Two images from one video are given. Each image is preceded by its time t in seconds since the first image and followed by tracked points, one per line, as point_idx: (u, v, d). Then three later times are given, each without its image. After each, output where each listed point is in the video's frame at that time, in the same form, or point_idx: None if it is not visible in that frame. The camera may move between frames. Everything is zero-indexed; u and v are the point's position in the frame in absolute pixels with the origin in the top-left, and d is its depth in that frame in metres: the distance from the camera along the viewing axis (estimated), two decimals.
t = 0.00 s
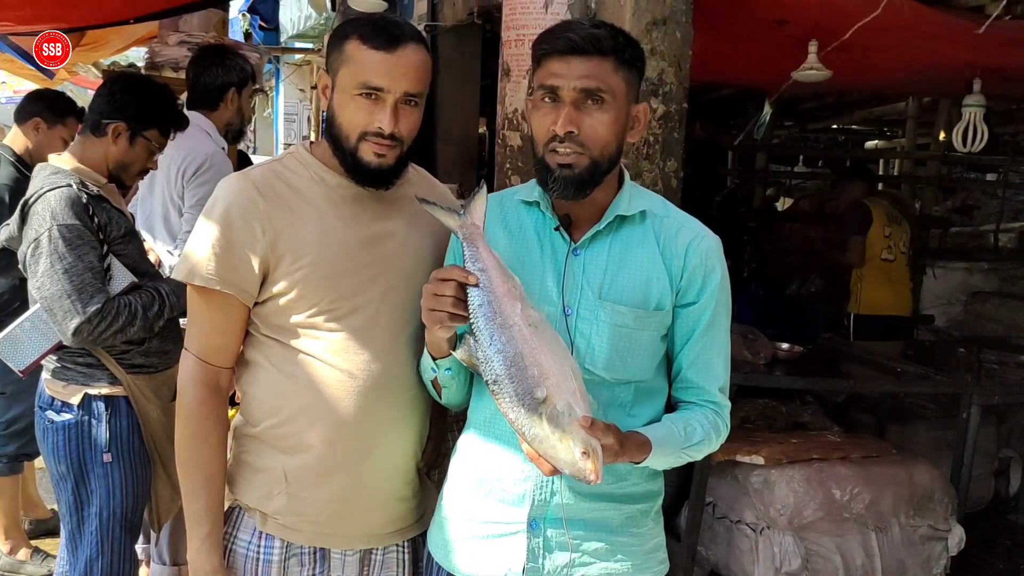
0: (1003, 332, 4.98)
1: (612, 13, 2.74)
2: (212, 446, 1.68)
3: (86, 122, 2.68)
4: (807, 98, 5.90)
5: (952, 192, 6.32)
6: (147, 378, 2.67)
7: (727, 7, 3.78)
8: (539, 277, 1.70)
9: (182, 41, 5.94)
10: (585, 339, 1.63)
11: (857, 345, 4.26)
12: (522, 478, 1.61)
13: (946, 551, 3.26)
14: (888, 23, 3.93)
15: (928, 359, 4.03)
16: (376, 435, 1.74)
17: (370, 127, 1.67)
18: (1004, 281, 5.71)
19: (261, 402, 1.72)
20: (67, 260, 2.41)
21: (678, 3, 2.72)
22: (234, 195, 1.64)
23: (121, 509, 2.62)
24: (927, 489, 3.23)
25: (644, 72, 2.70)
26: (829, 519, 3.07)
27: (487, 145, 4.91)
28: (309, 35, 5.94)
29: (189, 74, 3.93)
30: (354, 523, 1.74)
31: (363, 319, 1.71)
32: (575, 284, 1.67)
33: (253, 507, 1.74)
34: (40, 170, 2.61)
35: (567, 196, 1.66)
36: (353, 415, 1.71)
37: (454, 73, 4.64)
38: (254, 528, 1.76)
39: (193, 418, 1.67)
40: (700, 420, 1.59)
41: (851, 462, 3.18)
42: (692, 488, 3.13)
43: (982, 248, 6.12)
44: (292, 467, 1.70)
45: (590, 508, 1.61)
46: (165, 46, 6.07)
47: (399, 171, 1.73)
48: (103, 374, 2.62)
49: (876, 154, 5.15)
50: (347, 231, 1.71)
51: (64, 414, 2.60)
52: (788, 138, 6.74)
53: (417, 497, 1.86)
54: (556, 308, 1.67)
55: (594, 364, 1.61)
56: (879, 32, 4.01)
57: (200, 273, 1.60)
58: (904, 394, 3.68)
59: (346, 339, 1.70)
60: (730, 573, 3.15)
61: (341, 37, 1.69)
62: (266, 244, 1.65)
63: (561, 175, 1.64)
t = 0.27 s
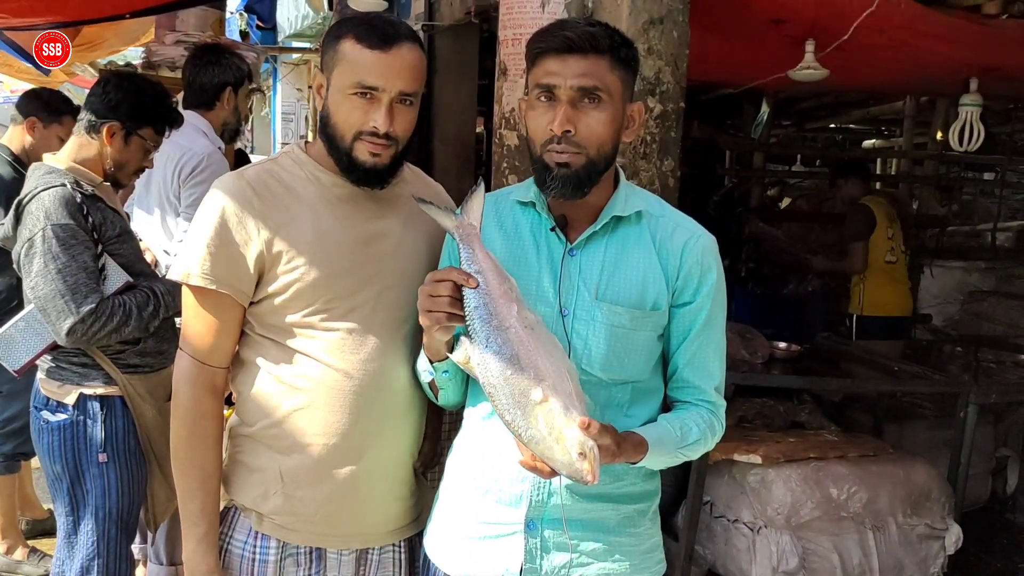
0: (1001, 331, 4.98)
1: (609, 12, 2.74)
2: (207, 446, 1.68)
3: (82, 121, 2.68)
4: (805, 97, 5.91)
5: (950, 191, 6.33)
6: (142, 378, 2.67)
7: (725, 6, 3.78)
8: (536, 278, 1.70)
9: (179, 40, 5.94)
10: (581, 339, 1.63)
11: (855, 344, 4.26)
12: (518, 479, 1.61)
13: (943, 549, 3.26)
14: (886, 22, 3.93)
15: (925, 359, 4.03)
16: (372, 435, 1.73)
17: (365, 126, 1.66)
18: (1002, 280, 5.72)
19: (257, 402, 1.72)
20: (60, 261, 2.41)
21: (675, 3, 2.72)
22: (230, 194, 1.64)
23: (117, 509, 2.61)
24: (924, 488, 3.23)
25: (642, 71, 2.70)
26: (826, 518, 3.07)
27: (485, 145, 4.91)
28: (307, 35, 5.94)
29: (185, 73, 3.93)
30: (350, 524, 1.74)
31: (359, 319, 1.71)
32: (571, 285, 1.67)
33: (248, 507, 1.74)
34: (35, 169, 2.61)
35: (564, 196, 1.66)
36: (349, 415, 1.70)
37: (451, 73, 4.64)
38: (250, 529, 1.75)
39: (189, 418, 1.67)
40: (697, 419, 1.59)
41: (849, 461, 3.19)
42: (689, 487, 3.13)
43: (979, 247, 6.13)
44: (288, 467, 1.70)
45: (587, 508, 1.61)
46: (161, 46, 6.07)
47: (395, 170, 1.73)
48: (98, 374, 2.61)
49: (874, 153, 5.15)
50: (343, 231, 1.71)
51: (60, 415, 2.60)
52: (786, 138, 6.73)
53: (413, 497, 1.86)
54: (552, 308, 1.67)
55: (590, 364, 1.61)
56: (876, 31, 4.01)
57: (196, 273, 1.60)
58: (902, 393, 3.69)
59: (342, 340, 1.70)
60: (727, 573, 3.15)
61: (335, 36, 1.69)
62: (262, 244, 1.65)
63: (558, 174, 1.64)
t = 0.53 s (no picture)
0: (998, 332, 4.99)
1: (607, 14, 2.74)
2: (205, 450, 1.68)
3: (78, 124, 2.67)
4: (802, 98, 5.92)
5: (947, 192, 6.35)
6: (140, 381, 2.67)
7: (722, 7, 3.79)
8: (533, 279, 1.70)
9: (176, 42, 5.94)
10: (579, 340, 1.63)
11: (852, 345, 4.27)
12: (517, 480, 1.61)
13: (941, 550, 3.27)
14: (882, 24, 3.94)
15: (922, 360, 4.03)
16: (370, 438, 1.73)
17: (363, 130, 1.66)
18: (999, 281, 5.73)
19: (257, 405, 1.72)
20: (58, 264, 2.41)
21: (672, 5, 2.73)
22: (228, 199, 1.65)
23: (116, 511, 2.61)
24: (922, 488, 3.24)
25: (639, 73, 2.70)
26: (824, 519, 3.07)
27: (483, 146, 4.92)
28: (304, 36, 5.95)
29: (182, 76, 3.93)
30: (349, 526, 1.74)
31: (358, 322, 1.71)
32: (569, 285, 1.67)
33: (247, 510, 1.74)
34: (32, 173, 2.61)
35: (568, 224, 1.67)
36: (348, 418, 1.70)
37: (449, 74, 4.65)
38: (248, 532, 1.76)
39: (188, 422, 1.67)
40: (696, 418, 1.60)
41: (847, 462, 3.19)
42: (687, 488, 3.13)
43: (977, 248, 6.14)
44: (287, 468, 1.70)
45: (586, 509, 1.61)
46: (159, 48, 6.07)
47: (393, 174, 1.73)
48: (96, 377, 2.61)
49: (871, 154, 5.16)
50: (341, 233, 1.71)
51: (58, 418, 2.60)
52: (783, 139, 6.74)
53: (412, 500, 1.86)
54: (550, 309, 1.67)
55: (589, 365, 1.61)
56: (873, 33, 4.02)
57: (194, 277, 1.61)
58: (899, 394, 3.69)
59: (341, 343, 1.70)
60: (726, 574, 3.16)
61: (333, 40, 1.69)
62: (260, 247, 1.65)
63: (561, 204, 1.64)
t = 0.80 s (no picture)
0: (997, 333, 5.00)
1: (606, 17, 2.75)
2: (206, 453, 1.68)
3: (77, 127, 2.67)
4: (801, 100, 5.93)
5: (946, 194, 6.35)
6: (141, 384, 2.68)
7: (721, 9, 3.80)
8: (533, 278, 1.70)
9: (175, 45, 5.94)
10: (580, 338, 1.63)
11: (852, 347, 4.28)
12: (518, 480, 1.61)
13: (941, 551, 3.27)
14: (881, 26, 3.95)
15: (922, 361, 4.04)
16: (370, 439, 1.73)
17: (364, 133, 1.66)
18: (997, 282, 5.74)
19: (257, 407, 1.72)
20: (60, 267, 2.41)
21: (672, 7, 2.73)
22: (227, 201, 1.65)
23: (117, 515, 2.61)
24: (922, 490, 3.24)
25: (639, 75, 2.71)
26: (825, 522, 3.06)
27: (483, 149, 4.92)
28: (304, 39, 5.95)
29: (181, 79, 3.93)
30: (350, 528, 1.74)
31: (357, 324, 1.71)
32: (569, 284, 1.67)
33: (248, 513, 1.74)
34: (32, 176, 2.61)
35: (577, 206, 1.67)
36: (348, 419, 1.70)
37: (449, 77, 4.66)
38: (249, 535, 1.76)
39: (189, 425, 1.67)
40: (698, 418, 1.59)
41: (847, 463, 3.19)
42: (688, 490, 3.13)
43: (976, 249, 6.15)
44: (287, 470, 1.70)
45: (587, 509, 1.61)
46: (159, 51, 6.07)
47: (393, 177, 1.74)
48: (97, 380, 2.61)
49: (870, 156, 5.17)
50: (342, 235, 1.71)
51: (58, 421, 2.59)
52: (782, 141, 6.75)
53: (413, 503, 1.86)
54: (550, 307, 1.67)
55: (590, 363, 1.61)
56: (871, 35, 4.03)
57: (194, 280, 1.61)
58: (899, 396, 3.70)
59: (340, 344, 1.70)
60: None
61: (335, 43, 1.69)
62: (260, 249, 1.65)
63: (569, 185, 1.65)
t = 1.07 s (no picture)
0: (997, 336, 5.00)
1: (607, 20, 2.76)
2: (207, 456, 1.68)
3: (78, 130, 2.67)
4: (802, 103, 5.93)
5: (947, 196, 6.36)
6: (142, 386, 2.68)
7: (722, 12, 3.81)
8: (532, 280, 1.70)
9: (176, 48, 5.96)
10: (579, 342, 1.63)
11: (852, 349, 4.28)
12: (518, 483, 1.61)
13: (942, 554, 3.27)
14: (881, 29, 3.95)
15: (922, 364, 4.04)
16: (371, 444, 1.73)
17: (366, 136, 1.66)
18: (998, 285, 5.74)
19: (257, 410, 1.72)
20: (63, 270, 2.41)
21: (672, 11, 2.74)
22: (229, 204, 1.65)
23: (118, 517, 2.61)
24: (923, 493, 3.24)
25: (639, 78, 2.71)
26: (825, 524, 3.07)
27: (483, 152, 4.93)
28: (305, 42, 5.96)
29: (182, 82, 3.94)
30: (350, 531, 1.74)
31: (358, 328, 1.71)
32: (568, 287, 1.67)
33: (249, 516, 1.74)
34: (35, 179, 2.61)
35: (582, 195, 1.65)
36: (348, 423, 1.70)
37: (449, 80, 4.67)
38: (250, 538, 1.76)
39: (190, 428, 1.67)
40: (695, 427, 1.59)
41: (847, 466, 3.19)
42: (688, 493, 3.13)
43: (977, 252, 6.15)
44: (287, 473, 1.70)
45: (588, 513, 1.61)
46: (160, 54, 6.08)
47: (394, 180, 1.74)
48: (99, 383, 2.61)
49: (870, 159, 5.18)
50: (344, 238, 1.71)
51: (59, 424, 2.59)
52: (783, 143, 6.76)
53: (413, 506, 1.87)
54: (549, 310, 1.67)
55: (589, 367, 1.61)
56: (872, 38, 4.04)
57: (196, 282, 1.61)
58: (900, 399, 3.70)
59: (341, 349, 1.70)
60: None
61: (337, 46, 1.70)
62: (261, 253, 1.66)
63: (576, 174, 1.63)
